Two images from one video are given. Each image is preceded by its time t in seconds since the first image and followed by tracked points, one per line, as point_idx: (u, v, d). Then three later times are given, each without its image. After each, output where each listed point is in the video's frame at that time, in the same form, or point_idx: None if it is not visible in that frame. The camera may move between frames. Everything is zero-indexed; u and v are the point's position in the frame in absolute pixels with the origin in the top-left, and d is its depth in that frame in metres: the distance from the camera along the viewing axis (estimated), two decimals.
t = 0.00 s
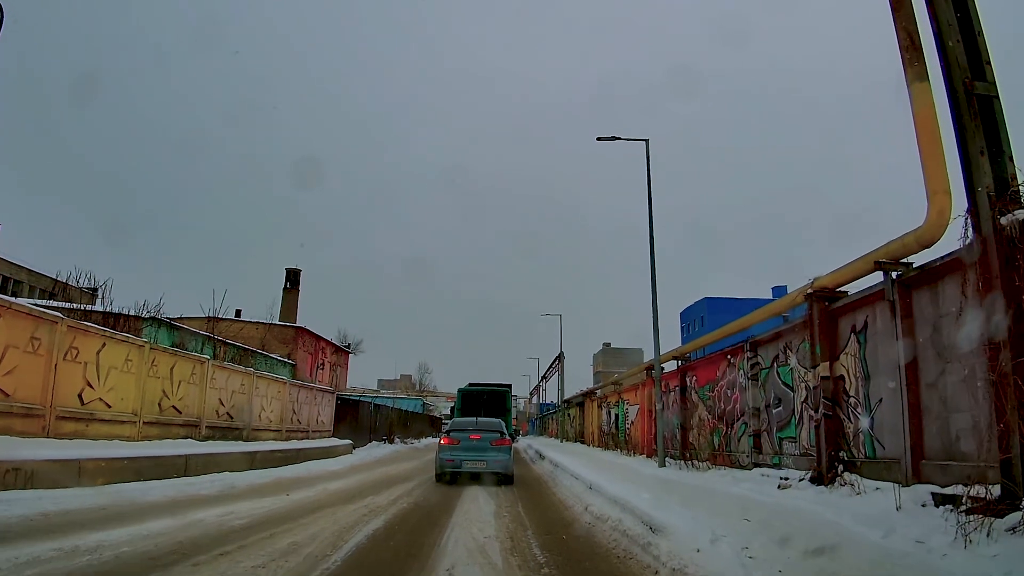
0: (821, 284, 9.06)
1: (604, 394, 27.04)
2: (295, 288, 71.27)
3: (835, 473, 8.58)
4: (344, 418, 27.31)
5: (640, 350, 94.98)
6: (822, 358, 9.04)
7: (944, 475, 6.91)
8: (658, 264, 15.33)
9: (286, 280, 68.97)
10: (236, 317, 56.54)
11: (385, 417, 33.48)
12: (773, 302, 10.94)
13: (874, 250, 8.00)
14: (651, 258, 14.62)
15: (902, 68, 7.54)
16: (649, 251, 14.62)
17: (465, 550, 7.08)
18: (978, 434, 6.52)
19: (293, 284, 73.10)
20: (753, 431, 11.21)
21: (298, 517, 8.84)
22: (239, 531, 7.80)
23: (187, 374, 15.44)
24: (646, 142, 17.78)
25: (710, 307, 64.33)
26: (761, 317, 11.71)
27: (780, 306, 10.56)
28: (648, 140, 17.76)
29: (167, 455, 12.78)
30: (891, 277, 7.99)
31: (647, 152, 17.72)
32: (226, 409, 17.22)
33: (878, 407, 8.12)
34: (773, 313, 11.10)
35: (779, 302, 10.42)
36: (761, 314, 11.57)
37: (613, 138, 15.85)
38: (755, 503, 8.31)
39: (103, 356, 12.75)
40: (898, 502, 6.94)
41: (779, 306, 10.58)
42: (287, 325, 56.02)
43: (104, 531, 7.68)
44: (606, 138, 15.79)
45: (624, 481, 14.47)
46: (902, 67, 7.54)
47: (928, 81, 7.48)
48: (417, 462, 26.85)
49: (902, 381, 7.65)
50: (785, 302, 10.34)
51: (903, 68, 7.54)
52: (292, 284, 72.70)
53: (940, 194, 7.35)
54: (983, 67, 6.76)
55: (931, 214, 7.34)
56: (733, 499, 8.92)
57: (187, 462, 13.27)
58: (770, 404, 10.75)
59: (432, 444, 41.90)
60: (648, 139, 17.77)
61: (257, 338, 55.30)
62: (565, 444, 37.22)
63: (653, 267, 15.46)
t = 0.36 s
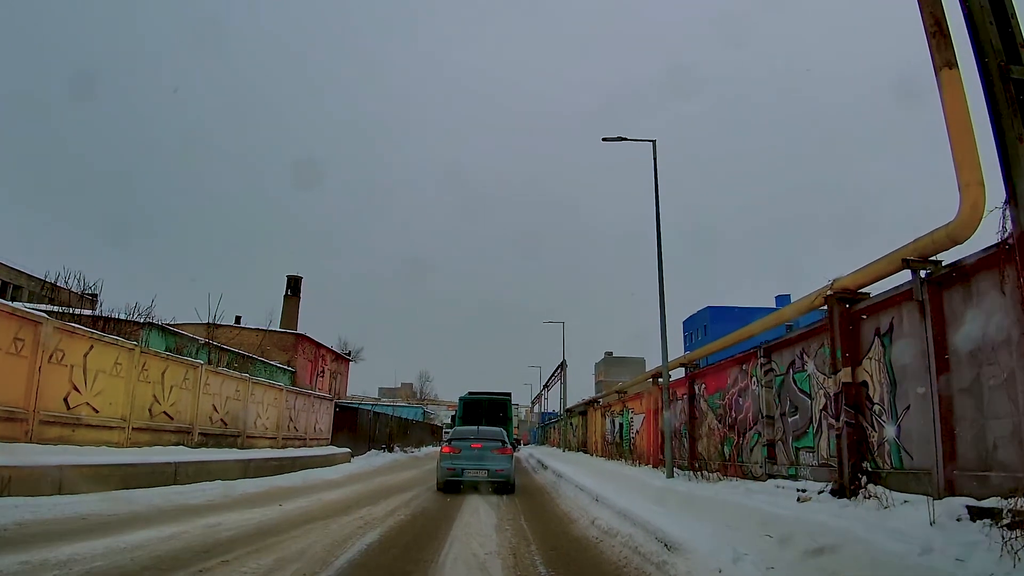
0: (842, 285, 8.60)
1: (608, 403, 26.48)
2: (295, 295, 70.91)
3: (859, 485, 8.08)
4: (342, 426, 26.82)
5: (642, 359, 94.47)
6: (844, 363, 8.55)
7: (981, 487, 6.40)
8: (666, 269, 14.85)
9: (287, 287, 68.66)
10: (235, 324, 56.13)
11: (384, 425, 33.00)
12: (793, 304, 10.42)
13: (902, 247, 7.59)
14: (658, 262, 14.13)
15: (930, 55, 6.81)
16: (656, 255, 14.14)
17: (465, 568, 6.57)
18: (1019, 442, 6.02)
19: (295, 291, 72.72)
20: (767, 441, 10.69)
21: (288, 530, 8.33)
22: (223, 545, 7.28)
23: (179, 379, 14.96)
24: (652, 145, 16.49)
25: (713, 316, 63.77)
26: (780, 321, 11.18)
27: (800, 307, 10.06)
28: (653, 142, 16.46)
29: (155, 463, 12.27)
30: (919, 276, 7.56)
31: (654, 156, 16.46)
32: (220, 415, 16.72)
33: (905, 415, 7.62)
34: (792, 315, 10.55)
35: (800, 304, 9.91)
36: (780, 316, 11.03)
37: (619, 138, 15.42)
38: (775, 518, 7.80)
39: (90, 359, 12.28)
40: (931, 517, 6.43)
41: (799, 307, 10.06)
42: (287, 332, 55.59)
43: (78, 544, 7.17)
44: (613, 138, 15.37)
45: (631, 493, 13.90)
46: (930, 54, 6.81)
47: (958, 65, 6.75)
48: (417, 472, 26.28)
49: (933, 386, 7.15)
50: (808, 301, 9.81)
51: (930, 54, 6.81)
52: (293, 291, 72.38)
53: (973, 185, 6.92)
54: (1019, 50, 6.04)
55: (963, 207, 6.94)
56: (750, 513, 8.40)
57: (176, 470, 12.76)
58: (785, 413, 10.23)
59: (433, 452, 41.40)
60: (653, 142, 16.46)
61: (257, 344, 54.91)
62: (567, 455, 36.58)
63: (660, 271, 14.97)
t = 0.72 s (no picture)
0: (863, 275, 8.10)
1: (613, 401, 25.95)
2: (296, 293, 70.42)
3: (889, 485, 7.53)
4: (341, 424, 26.30)
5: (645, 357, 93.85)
6: (871, 355, 8.01)
7: None
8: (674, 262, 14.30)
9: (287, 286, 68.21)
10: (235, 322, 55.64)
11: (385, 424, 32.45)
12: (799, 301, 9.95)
13: (937, 229, 7.04)
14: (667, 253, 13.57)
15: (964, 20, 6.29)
16: (665, 246, 13.59)
17: None
18: None
19: (296, 289, 72.24)
20: (785, 439, 10.15)
21: (275, 535, 7.78)
22: (202, 553, 6.73)
23: (170, 375, 14.44)
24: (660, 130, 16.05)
25: (716, 313, 63.18)
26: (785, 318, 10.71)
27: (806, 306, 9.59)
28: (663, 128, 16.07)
29: (142, 462, 11.74)
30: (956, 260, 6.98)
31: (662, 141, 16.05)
32: (214, 413, 16.20)
33: (940, 410, 7.07)
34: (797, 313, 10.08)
35: (807, 300, 9.44)
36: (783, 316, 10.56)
37: (626, 126, 14.86)
38: (799, 522, 7.24)
39: (75, 354, 11.76)
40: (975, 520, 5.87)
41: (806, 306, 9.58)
42: (287, 329, 55.11)
43: (46, 551, 6.63)
44: (619, 126, 14.82)
45: (640, 493, 13.37)
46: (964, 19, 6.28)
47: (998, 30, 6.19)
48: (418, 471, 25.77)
49: (973, 378, 6.60)
50: (814, 298, 9.34)
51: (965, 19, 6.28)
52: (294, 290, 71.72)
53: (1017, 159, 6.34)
54: None
55: (1007, 182, 6.37)
56: (772, 517, 7.84)
57: (164, 470, 12.23)
58: (805, 409, 9.69)
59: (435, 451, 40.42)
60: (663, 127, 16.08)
61: (257, 342, 54.43)
62: (570, 453, 36.08)
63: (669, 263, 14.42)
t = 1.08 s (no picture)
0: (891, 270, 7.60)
1: (618, 404, 25.35)
2: (299, 293, 70.02)
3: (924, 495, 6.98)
4: (340, 426, 25.75)
5: (648, 361, 93.10)
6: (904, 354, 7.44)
7: None
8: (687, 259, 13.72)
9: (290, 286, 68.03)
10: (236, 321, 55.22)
11: (385, 426, 31.91)
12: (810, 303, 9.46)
13: (981, 216, 6.48)
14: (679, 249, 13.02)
15: None
16: (678, 241, 12.99)
17: None
18: None
19: (298, 289, 71.79)
20: (805, 444, 9.61)
21: (259, 544, 7.20)
22: (177, 564, 6.16)
23: (161, 373, 13.92)
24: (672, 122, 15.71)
25: (720, 316, 62.57)
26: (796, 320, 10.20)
27: (820, 307, 9.09)
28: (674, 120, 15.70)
29: (127, 463, 11.19)
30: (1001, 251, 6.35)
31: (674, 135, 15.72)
32: (207, 413, 15.66)
33: (982, 413, 6.51)
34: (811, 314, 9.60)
35: (823, 299, 8.93)
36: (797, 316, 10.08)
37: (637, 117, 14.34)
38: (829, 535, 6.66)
39: (58, 348, 11.24)
40: None
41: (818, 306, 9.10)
42: (288, 329, 54.61)
43: (7, 561, 6.07)
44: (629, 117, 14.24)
45: (650, 502, 12.79)
46: None
47: None
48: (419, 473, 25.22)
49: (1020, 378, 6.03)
50: (830, 298, 8.85)
51: None
52: (297, 290, 71.30)
53: None
54: None
55: None
56: (798, 529, 7.28)
57: (150, 471, 11.68)
58: (829, 413, 9.15)
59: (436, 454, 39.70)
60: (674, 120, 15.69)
61: (258, 342, 54.03)
62: (573, 457, 35.46)
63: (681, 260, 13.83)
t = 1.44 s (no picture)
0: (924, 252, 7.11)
1: (623, 401, 24.77)
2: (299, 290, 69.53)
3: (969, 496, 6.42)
4: (339, 423, 25.18)
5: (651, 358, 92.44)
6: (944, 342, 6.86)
7: None
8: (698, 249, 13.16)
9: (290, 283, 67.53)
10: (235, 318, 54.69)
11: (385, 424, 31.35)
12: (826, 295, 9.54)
13: None
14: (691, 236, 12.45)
15: None
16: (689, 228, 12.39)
17: None
18: None
19: (299, 286, 71.26)
20: (829, 442, 9.07)
21: (240, 552, 6.60)
22: None
23: (149, 368, 13.36)
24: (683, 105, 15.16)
25: (723, 313, 61.85)
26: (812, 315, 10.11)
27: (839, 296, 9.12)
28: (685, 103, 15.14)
29: (109, 462, 10.62)
30: None
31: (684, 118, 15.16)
32: (198, 411, 15.09)
33: None
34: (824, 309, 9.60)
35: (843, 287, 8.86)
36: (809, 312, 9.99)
37: (645, 99, 13.72)
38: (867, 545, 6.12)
39: (37, 342, 10.67)
40: None
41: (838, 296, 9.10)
42: (289, 326, 54.08)
43: None
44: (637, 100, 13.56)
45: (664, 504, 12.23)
46: None
47: None
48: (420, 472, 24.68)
49: None
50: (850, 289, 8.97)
51: None
52: (298, 287, 70.83)
53: None
54: None
55: None
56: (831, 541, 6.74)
57: (134, 471, 11.10)
58: (855, 408, 8.61)
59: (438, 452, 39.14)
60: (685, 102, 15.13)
61: (258, 339, 53.52)
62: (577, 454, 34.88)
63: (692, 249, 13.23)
